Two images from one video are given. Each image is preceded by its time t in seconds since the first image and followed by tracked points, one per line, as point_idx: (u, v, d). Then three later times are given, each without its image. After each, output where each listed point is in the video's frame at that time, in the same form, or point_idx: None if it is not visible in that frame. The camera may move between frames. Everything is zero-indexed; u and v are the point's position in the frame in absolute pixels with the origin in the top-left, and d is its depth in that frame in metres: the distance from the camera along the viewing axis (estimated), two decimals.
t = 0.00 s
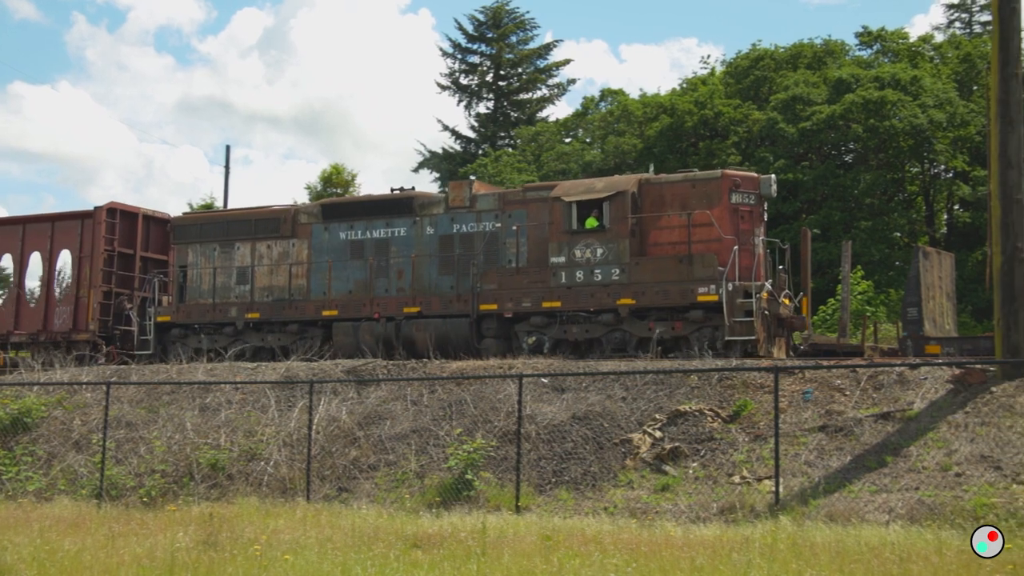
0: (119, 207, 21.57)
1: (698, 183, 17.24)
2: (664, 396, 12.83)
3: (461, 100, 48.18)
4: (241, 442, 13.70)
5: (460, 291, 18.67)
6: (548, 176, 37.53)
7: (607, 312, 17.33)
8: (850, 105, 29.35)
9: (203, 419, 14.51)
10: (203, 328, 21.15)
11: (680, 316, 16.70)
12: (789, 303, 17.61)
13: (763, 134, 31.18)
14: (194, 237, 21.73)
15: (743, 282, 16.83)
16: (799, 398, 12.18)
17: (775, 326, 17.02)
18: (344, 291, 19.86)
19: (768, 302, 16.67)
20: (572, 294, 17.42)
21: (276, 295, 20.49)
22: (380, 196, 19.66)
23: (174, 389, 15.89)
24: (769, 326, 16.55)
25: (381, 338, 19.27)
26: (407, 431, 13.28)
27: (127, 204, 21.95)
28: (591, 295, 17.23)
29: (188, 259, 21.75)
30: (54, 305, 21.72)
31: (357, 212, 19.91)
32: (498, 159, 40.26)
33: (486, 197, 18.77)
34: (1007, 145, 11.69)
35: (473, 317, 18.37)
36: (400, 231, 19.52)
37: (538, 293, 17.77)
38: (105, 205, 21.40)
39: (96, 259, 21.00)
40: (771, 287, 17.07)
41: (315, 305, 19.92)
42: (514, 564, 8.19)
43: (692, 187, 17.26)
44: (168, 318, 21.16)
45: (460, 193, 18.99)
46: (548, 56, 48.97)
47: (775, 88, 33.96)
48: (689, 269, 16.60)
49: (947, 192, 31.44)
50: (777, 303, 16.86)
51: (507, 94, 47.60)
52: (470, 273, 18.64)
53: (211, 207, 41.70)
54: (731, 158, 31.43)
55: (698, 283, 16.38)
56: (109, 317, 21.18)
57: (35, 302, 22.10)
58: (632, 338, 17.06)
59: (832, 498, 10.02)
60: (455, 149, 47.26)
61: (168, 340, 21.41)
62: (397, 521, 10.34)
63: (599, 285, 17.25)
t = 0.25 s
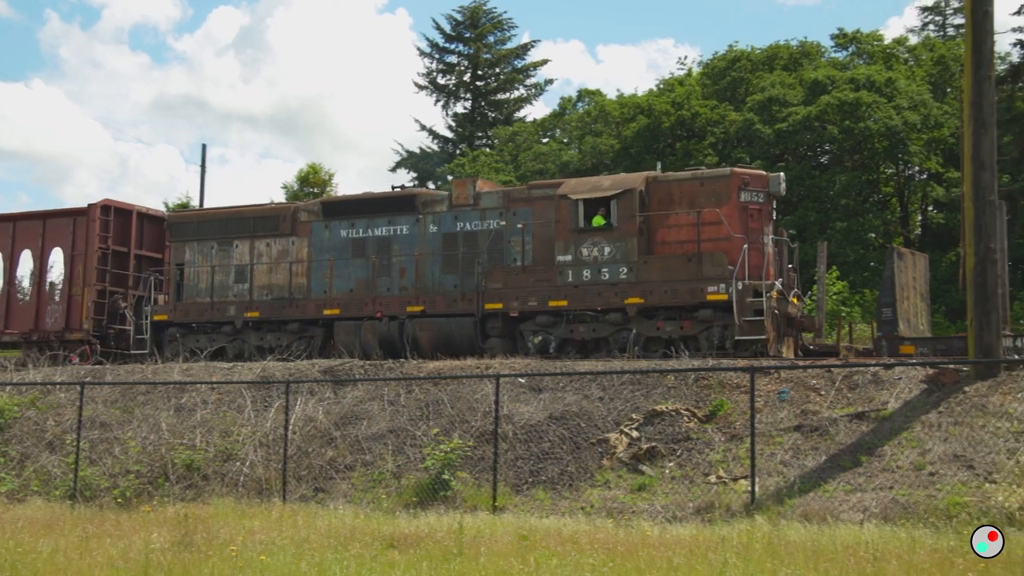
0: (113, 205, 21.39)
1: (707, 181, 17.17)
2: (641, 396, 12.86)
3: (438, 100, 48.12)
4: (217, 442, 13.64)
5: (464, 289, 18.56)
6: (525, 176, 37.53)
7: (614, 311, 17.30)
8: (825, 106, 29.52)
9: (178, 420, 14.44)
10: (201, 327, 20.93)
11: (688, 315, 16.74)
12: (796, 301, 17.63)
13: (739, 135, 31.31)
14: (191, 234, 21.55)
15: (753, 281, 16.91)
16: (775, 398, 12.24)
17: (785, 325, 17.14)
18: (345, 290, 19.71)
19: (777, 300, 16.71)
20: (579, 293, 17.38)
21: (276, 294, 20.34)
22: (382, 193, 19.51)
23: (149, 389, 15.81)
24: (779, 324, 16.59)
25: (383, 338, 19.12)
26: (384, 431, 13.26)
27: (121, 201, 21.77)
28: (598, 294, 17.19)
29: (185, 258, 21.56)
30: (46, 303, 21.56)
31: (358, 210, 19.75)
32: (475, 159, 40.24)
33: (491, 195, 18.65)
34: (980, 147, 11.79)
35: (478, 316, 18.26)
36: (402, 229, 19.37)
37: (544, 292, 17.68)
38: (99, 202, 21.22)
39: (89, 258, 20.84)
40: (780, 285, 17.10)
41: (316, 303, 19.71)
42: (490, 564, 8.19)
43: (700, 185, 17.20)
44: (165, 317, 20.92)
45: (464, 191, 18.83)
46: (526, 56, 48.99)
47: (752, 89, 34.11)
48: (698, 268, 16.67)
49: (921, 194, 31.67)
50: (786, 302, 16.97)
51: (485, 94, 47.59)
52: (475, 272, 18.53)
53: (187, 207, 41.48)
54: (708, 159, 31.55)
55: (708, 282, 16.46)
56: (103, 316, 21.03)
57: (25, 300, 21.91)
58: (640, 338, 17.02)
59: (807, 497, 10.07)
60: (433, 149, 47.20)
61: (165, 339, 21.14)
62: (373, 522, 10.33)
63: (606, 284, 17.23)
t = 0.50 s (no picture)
0: (111, 202, 21.24)
1: (719, 178, 17.19)
2: (621, 396, 12.88)
3: (419, 100, 48.05)
4: (196, 442, 13.59)
5: (472, 288, 18.48)
6: (506, 176, 37.51)
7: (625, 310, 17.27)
8: (805, 107, 29.67)
9: (157, 419, 14.38)
10: (203, 326, 20.76)
11: (701, 313, 16.72)
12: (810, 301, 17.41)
13: (719, 135, 31.44)
14: (193, 232, 21.38)
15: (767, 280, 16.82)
16: (754, 398, 12.28)
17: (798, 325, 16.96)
18: (350, 288, 19.58)
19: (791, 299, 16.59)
20: (591, 291, 17.35)
21: (280, 292, 20.15)
22: (389, 191, 19.47)
23: (127, 389, 15.74)
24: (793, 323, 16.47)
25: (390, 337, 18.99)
26: (364, 431, 13.24)
27: (118, 198, 21.62)
28: (610, 293, 17.17)
29: (186, 256, 21.37)
30: (42, 302, 21.42)
31: (364, 208, 19.67)
32: (456, 158, 40.21)
33: (499, 193, 18.63)
34: (957, 149, 11.87)
35: (487, 315, 18.16)
36: (409, 227, 19.32)
37: (554, 291, 17.62)
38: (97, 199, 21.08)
39: (88, 256, 20.73)
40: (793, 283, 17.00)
41: (321, 302, 19.56)
42: (470, 564, 8.19)
43: (713, 183, 17.24)
44: (166, 316, 20.70)
45: (472, 189, 18.83)
46: (507, 56, 49.00)
47: (732, 90, 34.22)
48: (711, 266, 16.67)
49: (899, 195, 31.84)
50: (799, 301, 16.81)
51: (466, 94, 47.57)
52: (483, 270, 18.48)
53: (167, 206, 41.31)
54: (688, 159, 31.66)
55: (721, 281, 16.43)
56: (101, 315, 20.93)
57: (20, 298, 21.78)
58: (652, 337, 16.99)
59: (786, 496, 10.12)
60: (413, 148, 47.13)
61: (165, 338, 20.93)
62: (353, 522, 10.32)
63: (618, 283, 17.22)
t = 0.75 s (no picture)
0: (110, 200, 20.97)
1: (732, 177, 17.06)
2: (600, 396, 12.91)
3: (399, 99, 47.96)
4: (173, 443, 13.53)
5: (480, 287, 18.31)
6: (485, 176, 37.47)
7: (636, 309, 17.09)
8: (784, 109, 29.82)
9: (134, 420, 14.30)
10: (205, 325, 20.51)
11: (714, 313, 16.53)
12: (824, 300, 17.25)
13: (699, 136, 31.55)
14: (193, 230, 21.06)
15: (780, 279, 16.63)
16: (733, 398, 12.31)
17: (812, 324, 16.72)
18: (355, 287, 19.38)
19: (806, 299, 16.33)
20: (601, 290, 17.16)
21: (283, 291, 19.90)
22: (394, 188, 19.25)
23: (104, 389, 15.66)
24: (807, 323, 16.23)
25: (396, 336, 18.79)
26: (343, 431, 13.21)
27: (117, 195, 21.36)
28: (621, 292, 16.98)
29: (187, 254, 21.06)
30: (37, 301, 21.10)
31: (369, 206, 19.45)
32: (436, 158, 40.16)
33: (508, 190, 18.45)
34: (934, 151, 11.95)
35: (495, 314, 17.96)
36: (415, 225, 19.14)
37: (564, 289, 17.43)
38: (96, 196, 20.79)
39: (87, 254, 20.44)
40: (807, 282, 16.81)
41: (326, 301, 19.34)
42: (450, 564, 8.20)
43: (725, 181, 17.08)
44: (167, 314, 20.44)
45: (480, 186, 18.63)
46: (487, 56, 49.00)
47: (711, 91, 34.34)
48: (724, 266, 16.48)
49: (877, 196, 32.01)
50: (813, 300, 16.56)
51: (445, 93, 47.53)
52: (492, 269, 18.30)
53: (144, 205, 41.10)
54: (668, 160, 31.74)
55: (734, 280, 16.24)
56: (100, 314, 20.63)
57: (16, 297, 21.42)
58: (664, 336, 16.81)
59: (764, 496, 10.17)
60: (393, 148, 47.04)
61: (165, 337, 20.68)
62: (332, 522, 10.30)
63: (629, 282, 17.02)
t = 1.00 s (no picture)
0: (108, 198, 20.80)
1: (745, 175, 16.90)
2: (579, 396, 12.92)
3: (378, 99, 47.87)
4: (150, 443, 13.46)
5: (489, 286, 18.14)
6: (465, 176, 37.35)
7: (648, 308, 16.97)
8: (762, 110, 29.93)
9: (111, 420, 14.22)
10: (207, 325, 20.28)
11: (727, 312, 16.42)
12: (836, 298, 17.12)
13: (678, 137, 31.65)
14: (195, 228, 20.80)
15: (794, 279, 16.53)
16: (711, 398, 12.35)
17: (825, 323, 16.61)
18: (361, 286, 19.18)
19: (820, 298, 16.21)
20: (613, 289, 17.02)
21: (286, 290, 19.71)
22: (401, 186, 19.06)
23: (81, 389, 15.58)
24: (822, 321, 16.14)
25: (404, 336, 18.59)
26: (321, 431, 13.17)
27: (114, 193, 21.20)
28: (633, 291, 16.84)
29: (188, 253, 20.81)
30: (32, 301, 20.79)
31: (375, 203, 19.24)
32: (416, 158, 40.07)
33: (516, 188, 18.30)
34: (911, 152, 12.02)
35: (505, 313, 17.80)
36: (422, 223, 18.95)
37: (575, 288, 17.31)
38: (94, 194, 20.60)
39: (86, 253, 20.25)
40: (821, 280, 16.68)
41: (331, 300, 19.13)
42: (429, 564, 8.20)
43: (738, 179, 16.92)
44: (169, 314, 20.18)
45: (488, 184, 18.49)
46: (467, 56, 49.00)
47: (691, 92, 34.45)
48: (738, 264, 16.36)
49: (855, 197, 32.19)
50: (827, 299, 16.45)
51: (425, 93, 47.48)
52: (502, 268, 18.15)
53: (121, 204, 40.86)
54: (647, 160, 31.82)
55: (748, 280, 16.13)
56: (99, 313, 20.46)
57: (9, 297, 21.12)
58: (676, 336, 16.71)
59: (742, 495, 10.21)
60: (372, 147, 46.93)
61: (167, 336, 20.44)
62: (310, 522, 10.28)
63: (641, 280, 16.91)
